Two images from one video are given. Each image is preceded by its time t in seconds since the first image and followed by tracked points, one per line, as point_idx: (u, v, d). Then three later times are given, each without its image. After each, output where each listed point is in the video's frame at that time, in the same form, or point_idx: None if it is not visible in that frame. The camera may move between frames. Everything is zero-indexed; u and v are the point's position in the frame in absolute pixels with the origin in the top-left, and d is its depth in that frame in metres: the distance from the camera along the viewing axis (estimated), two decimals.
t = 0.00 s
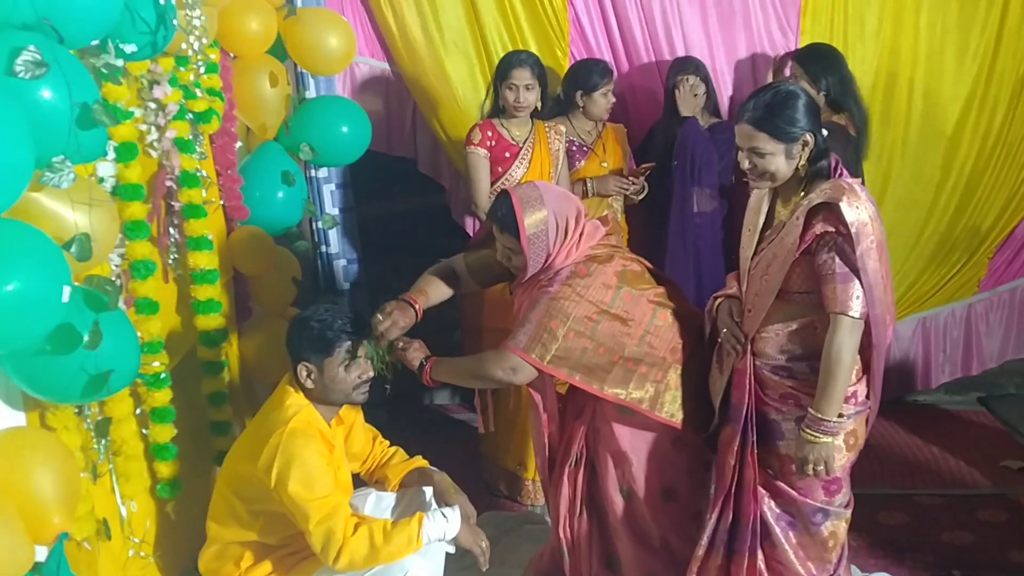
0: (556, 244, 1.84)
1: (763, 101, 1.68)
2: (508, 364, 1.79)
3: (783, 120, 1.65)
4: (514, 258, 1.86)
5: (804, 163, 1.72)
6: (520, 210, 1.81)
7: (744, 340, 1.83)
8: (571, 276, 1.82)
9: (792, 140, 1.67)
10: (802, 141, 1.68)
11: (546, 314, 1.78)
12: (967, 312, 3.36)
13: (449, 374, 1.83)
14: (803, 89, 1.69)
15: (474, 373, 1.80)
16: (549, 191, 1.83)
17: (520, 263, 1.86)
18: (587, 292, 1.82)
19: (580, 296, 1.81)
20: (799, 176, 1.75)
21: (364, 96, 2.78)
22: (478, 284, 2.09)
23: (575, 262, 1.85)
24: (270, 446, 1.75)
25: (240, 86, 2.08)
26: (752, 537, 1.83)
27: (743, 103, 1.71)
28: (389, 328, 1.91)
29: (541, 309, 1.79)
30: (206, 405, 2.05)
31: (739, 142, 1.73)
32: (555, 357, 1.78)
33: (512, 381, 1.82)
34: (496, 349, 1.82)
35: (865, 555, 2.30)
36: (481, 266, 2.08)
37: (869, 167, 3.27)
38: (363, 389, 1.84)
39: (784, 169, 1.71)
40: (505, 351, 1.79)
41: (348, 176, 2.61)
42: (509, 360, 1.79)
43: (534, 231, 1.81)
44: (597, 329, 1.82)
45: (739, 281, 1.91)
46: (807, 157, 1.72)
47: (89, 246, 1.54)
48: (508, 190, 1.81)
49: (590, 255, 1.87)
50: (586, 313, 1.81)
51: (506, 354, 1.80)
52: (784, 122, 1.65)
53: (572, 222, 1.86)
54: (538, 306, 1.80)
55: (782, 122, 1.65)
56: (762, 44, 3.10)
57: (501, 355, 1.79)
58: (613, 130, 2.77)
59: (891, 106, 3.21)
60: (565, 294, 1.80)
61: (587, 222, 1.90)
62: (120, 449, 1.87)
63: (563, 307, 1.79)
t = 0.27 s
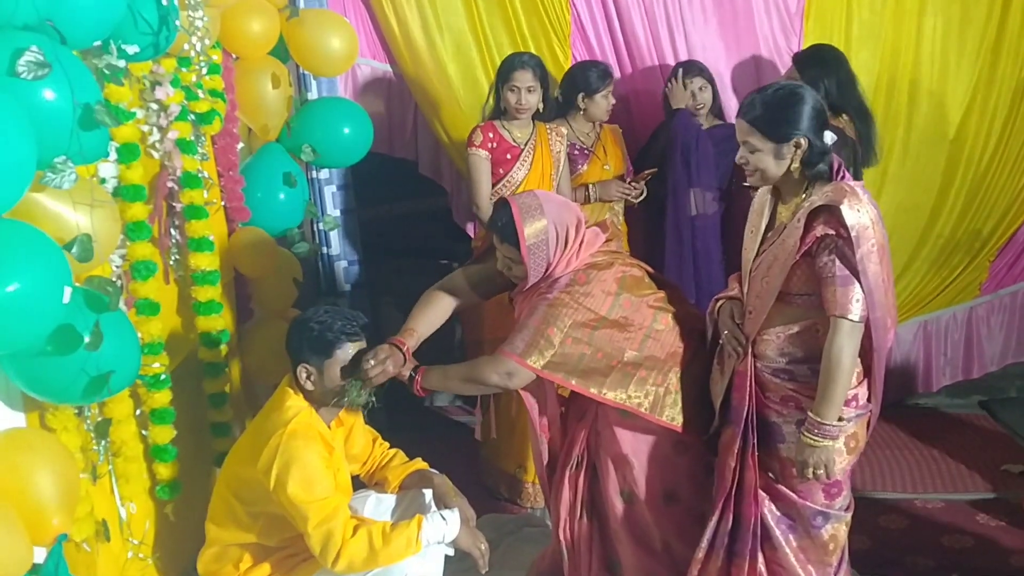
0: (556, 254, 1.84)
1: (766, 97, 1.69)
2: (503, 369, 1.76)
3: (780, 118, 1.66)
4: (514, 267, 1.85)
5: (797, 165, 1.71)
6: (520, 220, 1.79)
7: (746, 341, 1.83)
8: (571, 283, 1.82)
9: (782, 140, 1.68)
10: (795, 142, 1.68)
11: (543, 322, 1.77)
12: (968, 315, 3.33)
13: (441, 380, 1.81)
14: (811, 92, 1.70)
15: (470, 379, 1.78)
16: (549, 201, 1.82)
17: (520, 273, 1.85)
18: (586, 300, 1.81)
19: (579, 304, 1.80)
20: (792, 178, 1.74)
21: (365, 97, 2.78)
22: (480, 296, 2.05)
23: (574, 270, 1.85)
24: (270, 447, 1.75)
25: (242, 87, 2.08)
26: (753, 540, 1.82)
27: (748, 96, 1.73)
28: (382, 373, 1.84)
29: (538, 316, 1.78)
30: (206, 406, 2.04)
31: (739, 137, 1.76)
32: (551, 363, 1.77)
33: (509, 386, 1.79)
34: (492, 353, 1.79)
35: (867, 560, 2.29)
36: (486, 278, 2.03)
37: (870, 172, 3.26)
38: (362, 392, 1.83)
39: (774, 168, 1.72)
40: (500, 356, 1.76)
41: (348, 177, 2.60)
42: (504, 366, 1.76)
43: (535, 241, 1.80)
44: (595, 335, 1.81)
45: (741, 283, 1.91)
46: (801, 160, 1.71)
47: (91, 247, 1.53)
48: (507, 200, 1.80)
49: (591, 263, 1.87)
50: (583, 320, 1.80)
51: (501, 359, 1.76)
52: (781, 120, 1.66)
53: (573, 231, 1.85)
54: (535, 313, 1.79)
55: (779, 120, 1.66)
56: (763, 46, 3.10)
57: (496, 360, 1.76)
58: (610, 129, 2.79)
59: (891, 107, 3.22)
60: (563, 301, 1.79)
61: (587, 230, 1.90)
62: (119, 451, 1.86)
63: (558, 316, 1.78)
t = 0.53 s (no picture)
0: (558, 261, 1.65)
1: (801, 79, 1.52)
2: (497, 386, 1.60)
3: (795, 99, 1.52)
4: (512, 275, 1.66)
5: (796, 151, 1.56)
6: (518, 223, 1.61)
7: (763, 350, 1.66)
8: (573, 293, 1.64)
9: (783, 123, 1.54)
10: (792, 126, 1.54)
11: (542, 335, 1.61)
12: (1016, 320, 3.13)
13: (430, 398, 1.64)
14: (856, 95, 1.51)
15: (461, 398, 1.61)
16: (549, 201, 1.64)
17: (519, 281, 1.66)
18: (590, 311, 1.64)
19: (581, 316, 1.63)
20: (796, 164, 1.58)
21: (350, 81, 2.60)
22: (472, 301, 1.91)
23: (577, 279, 1.67)
24: (244, 465, 1.58)
25: (213, 68, 1.89)
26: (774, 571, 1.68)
27: (785, 68, 1.57)
28: (357, 396, 1.66)
29: (537, 327, 1.62)
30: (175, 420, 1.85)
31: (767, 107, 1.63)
32: (551, 379, 1.61)
33: (503, 404, 1.63)
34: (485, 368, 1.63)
35: None
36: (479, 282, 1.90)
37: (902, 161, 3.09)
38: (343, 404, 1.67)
39: (772, 147, 1.59)
40: (494, 372, 1.60)
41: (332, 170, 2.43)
42: (497, 382, 1.60)
43: (534, 246, 1.61)
44: (599, 349, 1.64)
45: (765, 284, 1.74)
46: (802, 148, 1.55)
47: (48, 244, 1.36)
48: (504, 201, 1.61)
49: (595, 270, 1.68)
50: (587, 333, 1.64)
51: (494, 374, 1.60)
52: (795, 103, 1.52)
53: (576, 236, 1.67)
54: (532, 325, 1.62)
55: (791, 101, 1.52)
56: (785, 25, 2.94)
57: (489, 375, 1.60)
58: (610, 112, 2.62)
59: (931, 93, 3.06)
60: (563, 314, 1.62)
61: (591, 233, 1.71)
62: (79, 469, 1.68)
63: (558, 330, 1.61)
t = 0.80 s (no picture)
0: (565, 260, 1.49)
1: (846, 54, 1.36)
2: (498, 399, 1.45)
3: (829, 77, 1.36)
4: (514, 276, 1.51)
5: (827, 135, 1.40)
6: (520, 218, 1.45)
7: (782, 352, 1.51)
8: (580, 295, 1.49)
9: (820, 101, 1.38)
10: (823, 107, 1.38)
11: (548, 341, 1.46)
12: None
13: (425, 413, 1.49)
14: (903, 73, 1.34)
15: (460, 411, 1.46)
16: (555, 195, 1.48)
17: (522, 283, 1.50)
18: (601, 316, 1.48)
19: (590, 321, 1.48)
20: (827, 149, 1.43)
21: (338, 57, 2.44)
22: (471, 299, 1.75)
23: (587, 280, 1.51)
24: (218, 481, 1.41)
25: (188, 45, 1.72)
26: None
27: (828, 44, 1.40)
28: (347, 405, 1.52)
29: (541, 333, 1.47)
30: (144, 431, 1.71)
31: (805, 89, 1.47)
32: (558, 391, 1.46)
33: (505, 418, 1.48)
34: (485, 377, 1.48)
35: None
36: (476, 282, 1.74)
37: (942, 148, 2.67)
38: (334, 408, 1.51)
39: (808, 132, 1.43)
40: (494, 382, 1.45)
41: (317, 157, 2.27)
42: (498, 394, 1.45)
43: (538, 243, 1.46)
44: (610, 357, 1.49)
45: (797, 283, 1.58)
46: (834, 131, 1.39)
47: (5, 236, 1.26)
48: (505, 194, 1.46)
49: (606, 271, 1.52)
50: (597, 340, 1.48)
51: (495, 386, 1.45)
52: (830, 80, 1.36)
53: (585, 233, 1.51)
54: (536, 331, 1.48)
55: (828, 78, 1.36)
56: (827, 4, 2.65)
57: (489, 387, 1.45)
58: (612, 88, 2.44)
59: (979, 77, 2.69)
60: (569, 321, 1.47)
61: (602, 230, 1.55)
62: (38, 484, 1.52)
63: (565, 336, 1.46)
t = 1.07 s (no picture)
0: (576, 253, 1.41)
1: (892, 36, 1.30)
2: (515, 410, 1.38)
3: (870, 58, 1.30)
4: (524, 270, 1.44)
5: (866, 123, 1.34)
6: (528, 209, 1.38)
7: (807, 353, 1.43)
8: (597, 294, 1.41)
9: (859, 83, 1.32)
10: (863, 92, 1.32)
11: (564, 346, 1.38)
12: None
13: (438, 422, 1.43)
14: (950, 57, 1.27)
15: (473, 422, 1.39)
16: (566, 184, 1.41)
17: (532, 277, 1.44)
18: (622, 318, 1.40)
19: (611, 322, 1.39)
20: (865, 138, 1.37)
21: (336, 41, 2.34)
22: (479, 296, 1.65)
23: (602, 277, 1.42)
24: (209, 488, 1.31)
25: (175, 25, 1.63)
26: None
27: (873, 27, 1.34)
28: (377, 403, 1.48)
29: (556, 338, 1.38)
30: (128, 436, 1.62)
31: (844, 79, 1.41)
32: (577, 401, 1.38)
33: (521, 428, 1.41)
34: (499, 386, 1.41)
35: None
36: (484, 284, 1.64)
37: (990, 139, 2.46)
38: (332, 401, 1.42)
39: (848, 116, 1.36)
40: (509, 393, 1.38)
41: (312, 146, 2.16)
42: (515, 405, 1.38)
43: (547, 234, 1.38)
44: (631, 362, 1.41)
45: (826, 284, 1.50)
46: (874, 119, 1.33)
47: None
48: (514, 183, 1.38)
49: (620, 266, 1.44)
50: (617, 344, 1.40)
51: (511, 396, 1.38)
52: (869, 61, 1.30)
53: (599, 224, 1.43)
54: (551, 335, 1.39)
55: (869, 59, 1.30)
56: None
57: (505, 398, 1.38)
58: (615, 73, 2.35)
59: None
60: (588, 322, 1.39)
61: (617, 221, 1.47)
62: (16, 491, 1.42)
63: (583, 339, 1.38)
